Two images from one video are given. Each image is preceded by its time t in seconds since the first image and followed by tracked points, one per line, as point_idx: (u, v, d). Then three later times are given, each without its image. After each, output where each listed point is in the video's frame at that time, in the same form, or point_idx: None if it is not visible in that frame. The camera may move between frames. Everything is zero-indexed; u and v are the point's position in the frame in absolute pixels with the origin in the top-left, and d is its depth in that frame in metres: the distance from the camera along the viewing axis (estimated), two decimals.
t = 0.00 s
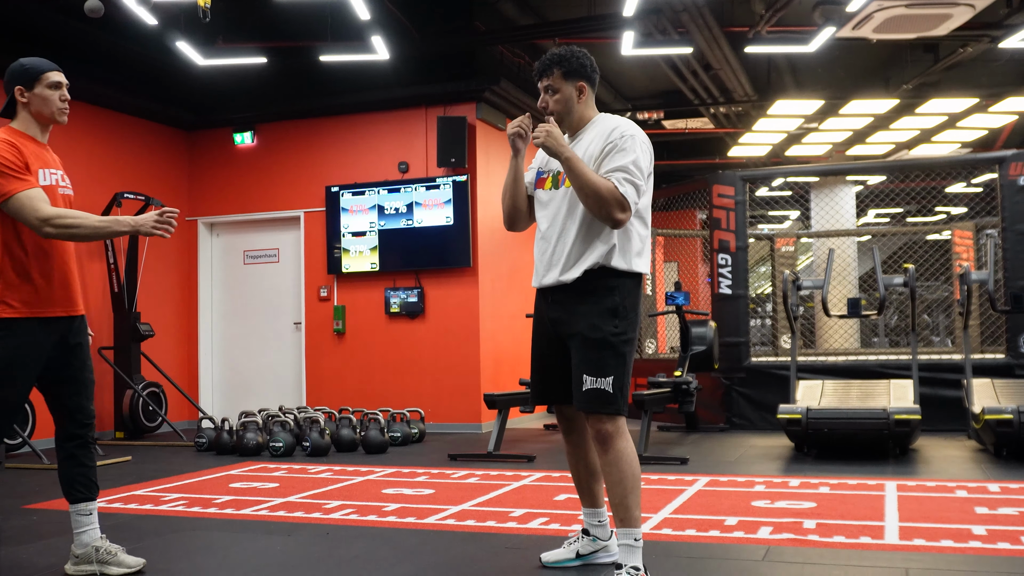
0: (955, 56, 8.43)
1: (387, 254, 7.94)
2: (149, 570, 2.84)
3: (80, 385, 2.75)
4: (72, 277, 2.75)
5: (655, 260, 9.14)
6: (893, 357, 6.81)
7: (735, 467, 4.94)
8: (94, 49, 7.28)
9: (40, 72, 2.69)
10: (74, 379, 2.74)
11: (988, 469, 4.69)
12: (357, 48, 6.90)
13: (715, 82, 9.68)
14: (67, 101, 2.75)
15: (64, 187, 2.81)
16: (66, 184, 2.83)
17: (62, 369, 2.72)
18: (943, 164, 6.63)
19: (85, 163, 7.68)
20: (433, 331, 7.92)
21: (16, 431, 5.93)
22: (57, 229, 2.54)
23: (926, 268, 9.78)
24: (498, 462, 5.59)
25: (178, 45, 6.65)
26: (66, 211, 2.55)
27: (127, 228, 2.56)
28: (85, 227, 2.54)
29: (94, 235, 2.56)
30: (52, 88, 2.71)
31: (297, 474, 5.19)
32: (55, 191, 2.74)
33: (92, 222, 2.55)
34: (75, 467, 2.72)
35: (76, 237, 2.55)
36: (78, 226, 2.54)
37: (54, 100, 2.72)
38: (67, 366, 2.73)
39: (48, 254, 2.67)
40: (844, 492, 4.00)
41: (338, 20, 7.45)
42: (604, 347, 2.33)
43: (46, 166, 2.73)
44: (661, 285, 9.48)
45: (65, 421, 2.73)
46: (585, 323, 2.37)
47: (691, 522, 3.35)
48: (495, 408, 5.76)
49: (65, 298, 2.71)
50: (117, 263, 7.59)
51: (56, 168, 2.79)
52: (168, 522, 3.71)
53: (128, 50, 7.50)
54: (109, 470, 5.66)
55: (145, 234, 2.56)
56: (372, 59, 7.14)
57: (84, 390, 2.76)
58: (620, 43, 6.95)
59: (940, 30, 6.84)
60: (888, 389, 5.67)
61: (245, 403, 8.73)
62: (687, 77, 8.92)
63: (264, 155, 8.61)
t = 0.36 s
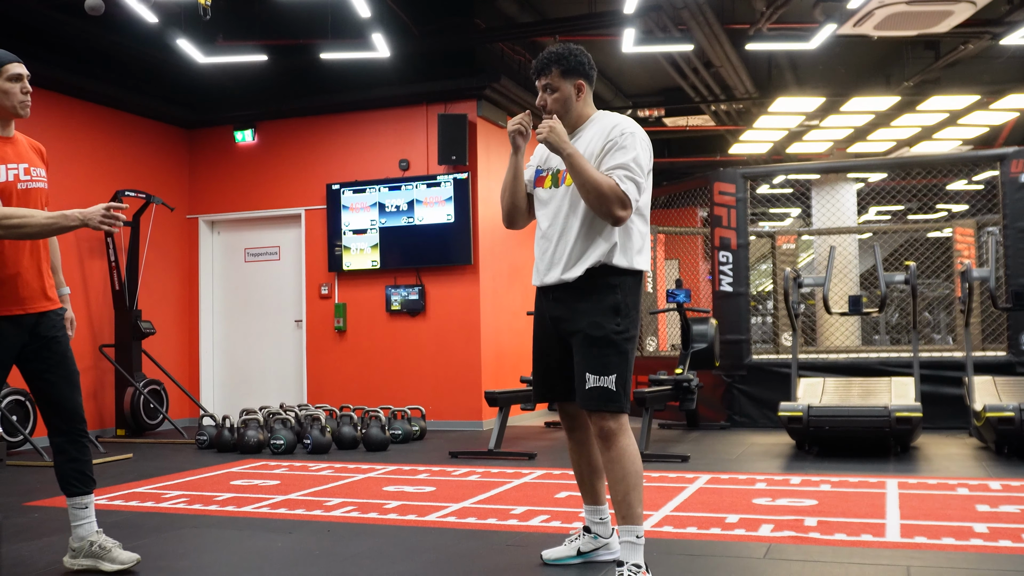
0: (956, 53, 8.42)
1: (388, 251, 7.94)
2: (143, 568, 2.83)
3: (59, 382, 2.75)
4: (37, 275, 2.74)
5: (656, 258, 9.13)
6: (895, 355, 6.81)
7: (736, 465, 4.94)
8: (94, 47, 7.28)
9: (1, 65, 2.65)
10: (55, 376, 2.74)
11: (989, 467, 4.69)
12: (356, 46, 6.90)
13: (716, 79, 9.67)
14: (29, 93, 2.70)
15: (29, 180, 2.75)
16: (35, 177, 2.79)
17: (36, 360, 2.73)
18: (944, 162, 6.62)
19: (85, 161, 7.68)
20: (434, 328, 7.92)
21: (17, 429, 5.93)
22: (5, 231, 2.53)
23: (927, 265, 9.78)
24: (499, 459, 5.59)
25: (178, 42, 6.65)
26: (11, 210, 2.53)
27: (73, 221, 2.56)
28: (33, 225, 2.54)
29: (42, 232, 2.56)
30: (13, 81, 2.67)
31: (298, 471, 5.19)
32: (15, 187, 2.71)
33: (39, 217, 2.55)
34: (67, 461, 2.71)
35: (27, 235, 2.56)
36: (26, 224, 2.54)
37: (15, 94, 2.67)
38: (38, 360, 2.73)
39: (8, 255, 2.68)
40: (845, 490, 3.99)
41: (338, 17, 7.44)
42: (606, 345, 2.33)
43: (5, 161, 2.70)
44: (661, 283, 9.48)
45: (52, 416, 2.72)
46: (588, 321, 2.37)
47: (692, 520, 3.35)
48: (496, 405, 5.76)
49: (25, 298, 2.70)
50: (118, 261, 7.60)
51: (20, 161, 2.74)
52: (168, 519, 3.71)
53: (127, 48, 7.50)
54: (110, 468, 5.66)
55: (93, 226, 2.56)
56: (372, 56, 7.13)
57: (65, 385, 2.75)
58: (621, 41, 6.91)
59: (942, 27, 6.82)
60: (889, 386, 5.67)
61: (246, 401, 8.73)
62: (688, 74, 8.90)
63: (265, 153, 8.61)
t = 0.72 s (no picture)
0: (956, 51, 8.42)
1: (387, 249, 7.94)
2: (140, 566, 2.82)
3: (74, 382, 2.65)
4: (61, 275, 2.67)
5: (655, 256, 9.13)
6: (894, 352, 6.81)
7: (735, 463, 4.95)
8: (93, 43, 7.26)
9: (25, 64, 2.62)
10: (81, 372, 2.66)
11: (988, 464, 4.69)
12: (356, 43, 6.87)
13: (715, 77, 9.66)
14: (55, 94, 2.67)
15: (54, 180, 2.69)
16: (61, 178, 2.72)
17: (60, 360, 2.64)
18: (943, 160, 6.62)
19: (84, 158, 7.67)
20: (433, 325, 7.91)
21: (16, 426, 5.93)
22: (31, 224, 2.46)
23: (926, 262, 9.79)
24: (498, 457, 5.60)
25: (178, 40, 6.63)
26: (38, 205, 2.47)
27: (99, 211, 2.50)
28: (58, 218, 2.47)
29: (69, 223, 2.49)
30: (37, 79, 2.64)
31: (297, 468, 5.19)
32: (37, 187, 2.64)
33: (66, 211, 2.49)
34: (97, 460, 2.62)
35: (53, 230, 2.49)
36: (51, 216, 2.47)
37: (41, 92, 2.64)
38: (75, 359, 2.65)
39: (31, 250, 2.60)
40: (844, 487, 3.99)
41: (339, 14, 7.42)
42: (605, 344, 2.33)
43: (29, 161, 2.64)
44: (661, 280, 9.48)
45: (77, 414, 2.64)
46: (587, 319, 2.37)
47: (690, 517, 3.35)
48: (495, 403, 5.75)
49: (50, 298, 2.62)
50: (117, 258, 7.59)
51: (45, 162, 2.69)
52: (168, 517, 3.71)
53: (127, 45, 7.48)
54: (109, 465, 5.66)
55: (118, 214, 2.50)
56: (372, 53, 7.11)
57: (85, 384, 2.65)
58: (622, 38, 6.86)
59: (942, 25, 6.81)
60: (888, 384, 5.68)
61: (245, 398, 8.73)
62: (687, 71, 8.90)
63: (264, 150, 8.60)
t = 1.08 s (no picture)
0: (954, 50, 8.42)
1: (386, 248, 7.93)
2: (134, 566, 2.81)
3: (126, 388, 2.65)
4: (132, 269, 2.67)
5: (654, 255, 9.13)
6: (891, 352, 6.82)
7: (733, 462, 4.95)
8: (91, 41, 7.25)
9: (108, 62, 2.59)
10: (126, 383, 2.66)
11: (986, 464, 4.69)
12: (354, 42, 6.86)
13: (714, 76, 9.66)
14: (131, 95, 2.65)
15: (126, 174, 2.70)
16: (132, 173, 2.73)
17: (121, 362, 2.66)
18: (941, 159, 6.64)
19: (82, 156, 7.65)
20: (432, 325, 7.92)
21: (14, 425, 5.92)
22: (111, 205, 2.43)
23: (925, 262, 9.80)
24: (497, 456, 5.60)
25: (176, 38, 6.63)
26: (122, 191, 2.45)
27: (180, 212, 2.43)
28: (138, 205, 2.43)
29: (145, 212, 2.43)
30: (117, 81, 2.62)
31: (296, 468, 5.19)
32: (112, 178, 2.65)
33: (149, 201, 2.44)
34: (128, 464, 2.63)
35: (133, 215, 2.43)
36: (133, 203, 2.43)
37: (117, 94, 2.62)
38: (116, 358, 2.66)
39: (107, 243, 2.60)
40: (842, 487, 4.00)
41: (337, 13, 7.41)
42: (614, 343, 2.34)
43: (105, 153, 2.65)
44: (659, 279, 9.49)
45: (120, 417, 2.63)
46: (594, 319, 2.37)
47: (688, 517, 3.35)
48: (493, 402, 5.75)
49: (123, 292, 2.63)
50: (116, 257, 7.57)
51: (119, 156, 2.70)
52: (166, 516, 3.70)
53: (125, 43, 7.47)
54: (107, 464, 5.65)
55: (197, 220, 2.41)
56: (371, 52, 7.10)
57: (135, 392, 2.67)
58: (620, 37, 6.86)
59: (940, 25, 6.82)
60: (886, 384, 5.68)
61: (243, 397, 8.72)
62: (686, 71, 8.90)
63: (264, 149, 8.59)
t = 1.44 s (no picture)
0: (952, 52, 8.42)
1: (383, 247, 7.92)
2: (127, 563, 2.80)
3: (147, 387, 2.65)
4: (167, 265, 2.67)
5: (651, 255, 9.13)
6: (888, 353, 6.83)
7: (729, 462, 4.95)
8: (89, 39, 7.23)
9: (146, 57, 2.55)
10: (140, 382, 2.65)
11: (982, 465, 4.70)
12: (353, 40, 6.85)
13: (712, 77, 9.66)
14: (166, 90, 2.62)
15: (160, 167, 2.69)
16: (164, 166, 2.72)
17: (142, 360, 2.65)
18: (939, 161, 6.64)
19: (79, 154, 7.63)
20: (429, 324, 7.91)
21: (11, 422, 5.91)
22: (151, 195, 2.38)
23: (921, 263, 9.82)
24: (493, 455, 5.59)
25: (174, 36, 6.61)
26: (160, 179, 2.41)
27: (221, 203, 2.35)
28: (178, 194, 2.37)
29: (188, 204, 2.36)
30: (153, 75, 2.58)
31: (292, 466, 5.18)
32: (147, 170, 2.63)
33: (188, 193, 2.36)
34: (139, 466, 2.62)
35: (174, 208, 2.38)
36: (171, 192, 2.38)
37: (152, 88, 2.59)
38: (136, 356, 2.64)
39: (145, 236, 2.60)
40: (838, 487, 3.99)
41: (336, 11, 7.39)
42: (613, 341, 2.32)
43: (139, 145, 2.64)
44: (656, 279, 9.50)
45: (134, 415, 2.61)
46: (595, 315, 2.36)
47: (684, 517, 3.35)
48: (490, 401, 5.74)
49: (158, 284, 2.62)
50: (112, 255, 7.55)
51: (152, 148, 2.68)
52: (161, 514, 3.69)
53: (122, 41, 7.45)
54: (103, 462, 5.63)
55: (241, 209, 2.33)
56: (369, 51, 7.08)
57: (152, 393, 2.65)
58: (618, 37, 6.85)
59: (939, 26, 6.82)
60: (882, 385, 5.69)
61: (240, 395, 8.71)
62: (684, 72, 8.90)
63: (262, 148, 8.57)
